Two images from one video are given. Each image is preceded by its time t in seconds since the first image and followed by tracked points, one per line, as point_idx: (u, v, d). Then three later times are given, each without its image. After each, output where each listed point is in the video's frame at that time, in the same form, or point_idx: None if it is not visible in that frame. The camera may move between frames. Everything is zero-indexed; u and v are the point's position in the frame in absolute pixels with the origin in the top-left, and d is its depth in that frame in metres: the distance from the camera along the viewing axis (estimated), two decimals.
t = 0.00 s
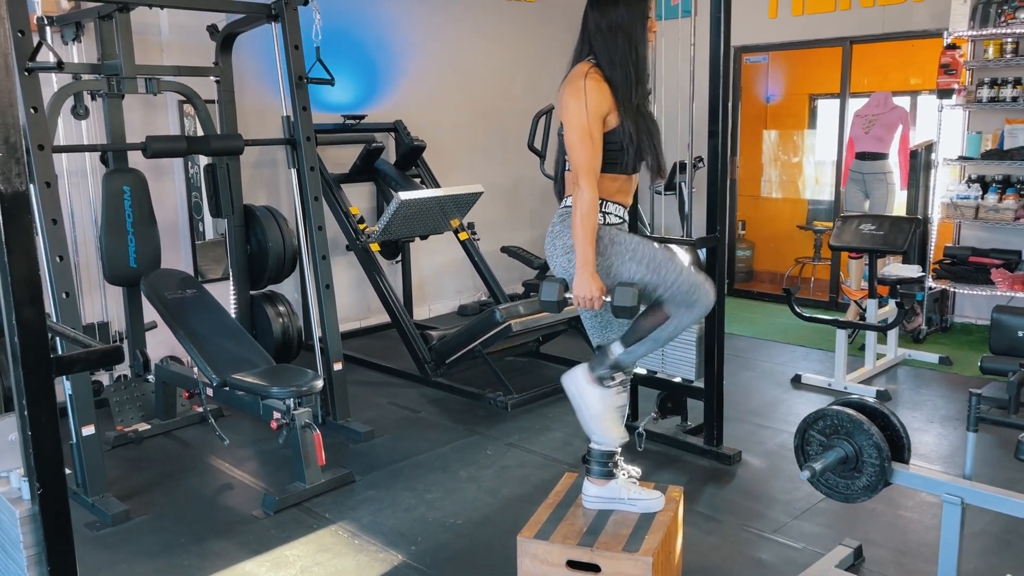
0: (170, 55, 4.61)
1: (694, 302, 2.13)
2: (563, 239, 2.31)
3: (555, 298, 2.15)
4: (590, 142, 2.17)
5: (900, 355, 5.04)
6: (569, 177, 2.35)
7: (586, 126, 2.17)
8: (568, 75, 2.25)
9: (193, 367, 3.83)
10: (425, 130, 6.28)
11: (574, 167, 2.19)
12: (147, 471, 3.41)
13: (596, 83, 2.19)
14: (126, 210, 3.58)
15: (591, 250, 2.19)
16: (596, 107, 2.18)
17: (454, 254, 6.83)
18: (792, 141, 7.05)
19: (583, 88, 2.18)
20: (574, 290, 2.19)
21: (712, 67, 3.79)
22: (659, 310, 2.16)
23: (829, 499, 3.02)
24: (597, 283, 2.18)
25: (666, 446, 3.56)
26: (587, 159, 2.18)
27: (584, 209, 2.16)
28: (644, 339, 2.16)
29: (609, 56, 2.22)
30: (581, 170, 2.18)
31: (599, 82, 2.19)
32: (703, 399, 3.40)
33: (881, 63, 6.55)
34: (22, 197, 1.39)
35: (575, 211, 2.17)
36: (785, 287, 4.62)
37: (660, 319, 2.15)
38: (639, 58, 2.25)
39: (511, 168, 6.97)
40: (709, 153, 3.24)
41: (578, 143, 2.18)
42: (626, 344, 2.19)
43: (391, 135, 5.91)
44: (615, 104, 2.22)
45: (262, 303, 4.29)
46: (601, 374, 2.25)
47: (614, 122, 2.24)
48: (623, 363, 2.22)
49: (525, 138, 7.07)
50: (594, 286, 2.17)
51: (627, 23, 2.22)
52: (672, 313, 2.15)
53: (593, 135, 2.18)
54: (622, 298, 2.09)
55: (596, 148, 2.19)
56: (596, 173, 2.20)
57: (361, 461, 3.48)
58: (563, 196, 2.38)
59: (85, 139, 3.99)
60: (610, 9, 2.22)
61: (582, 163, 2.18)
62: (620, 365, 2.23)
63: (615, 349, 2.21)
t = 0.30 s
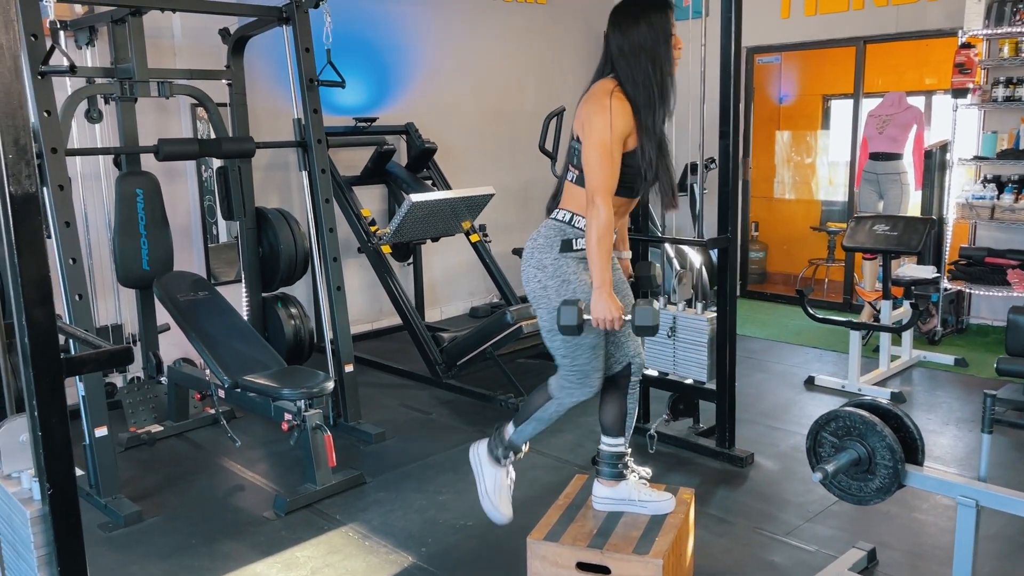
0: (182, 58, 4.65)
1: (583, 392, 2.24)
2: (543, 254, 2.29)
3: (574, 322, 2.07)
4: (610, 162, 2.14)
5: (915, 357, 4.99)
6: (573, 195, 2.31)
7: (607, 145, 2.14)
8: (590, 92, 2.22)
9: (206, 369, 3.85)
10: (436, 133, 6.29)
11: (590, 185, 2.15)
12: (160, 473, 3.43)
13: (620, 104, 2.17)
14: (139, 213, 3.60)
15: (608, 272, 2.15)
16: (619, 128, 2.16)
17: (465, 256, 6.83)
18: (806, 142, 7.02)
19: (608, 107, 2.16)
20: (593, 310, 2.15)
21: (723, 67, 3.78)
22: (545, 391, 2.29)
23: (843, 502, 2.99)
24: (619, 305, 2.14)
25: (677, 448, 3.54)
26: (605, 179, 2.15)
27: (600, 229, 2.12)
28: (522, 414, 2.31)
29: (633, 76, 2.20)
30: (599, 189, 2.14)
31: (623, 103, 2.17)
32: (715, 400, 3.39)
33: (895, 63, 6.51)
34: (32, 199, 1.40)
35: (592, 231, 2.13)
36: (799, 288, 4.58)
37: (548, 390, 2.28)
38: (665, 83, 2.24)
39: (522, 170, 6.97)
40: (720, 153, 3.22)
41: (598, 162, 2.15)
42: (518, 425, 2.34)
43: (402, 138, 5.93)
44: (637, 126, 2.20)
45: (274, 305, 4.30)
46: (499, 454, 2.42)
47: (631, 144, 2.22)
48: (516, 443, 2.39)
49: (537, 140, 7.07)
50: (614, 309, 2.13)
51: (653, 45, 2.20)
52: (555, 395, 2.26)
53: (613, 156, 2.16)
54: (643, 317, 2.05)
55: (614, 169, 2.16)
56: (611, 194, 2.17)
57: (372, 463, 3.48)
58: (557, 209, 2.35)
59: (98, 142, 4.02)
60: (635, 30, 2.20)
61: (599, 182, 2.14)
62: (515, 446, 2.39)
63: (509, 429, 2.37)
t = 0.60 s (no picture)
0: (193, 58, 4.66)
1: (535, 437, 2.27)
2: (514, 299, 2.15)
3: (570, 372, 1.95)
4: (597, 216, 2.03)
5: (929, 355, 4.94)
6: (551, 244, 2.18)
7: (594, 198, 2.02)
8: (579, 142, 2.10)
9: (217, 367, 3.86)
10: (446, 132, 6.28)
11: (573, 238, 2.03)
12: (171, 471, 3.44)
13: (610, 156, 2.06)
14: (149, 211, 3.60)
15: (597, 322, 2.05)
16: (608, 181, 2.04)
17: (476, 254, 6.82)
18: (818, 139, 6.96)
19: (597, 158, 2.04)
20: (586, 360, 2.07)
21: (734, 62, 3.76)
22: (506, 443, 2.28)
23: (856, 501, 2.96)
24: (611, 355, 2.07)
25: (688, 446, 3.52)
26: (592, 233, 2.03)
27: (585, 281, 2.02)
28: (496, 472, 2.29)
29: (622, 126, 2.08)
30: (582, 243, 2.02)
31: (610, 154, 2.05)
32: (726, 398, 3.36)
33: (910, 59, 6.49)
34: (39, 195, 1.40)
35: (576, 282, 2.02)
36: (811, 285, 4.54)
37: (509, 442, 2.26)
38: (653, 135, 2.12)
39: (532, 169, 6.95)
40: (731, 149, 3.20)
41: (583, 214, 2.02)
42: (505, 493, 2.30)
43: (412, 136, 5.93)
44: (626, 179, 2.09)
45: (285, 303, 4.31)
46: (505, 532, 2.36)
47: (617, 196, 2.10)
48: (515, 512, 2.33)
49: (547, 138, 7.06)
50: (608, 358, 2.06)
51: (641, 96, 2.08)
52: (513, 445, 2.27)
53: (601, 209, 2.04)
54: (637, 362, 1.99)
55: (599, 224, 2.04)
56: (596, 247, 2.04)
57: (381, 461, 3.48)
58: (532, 255, 2.21)
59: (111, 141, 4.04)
60: (623, 81, 2.08)
61: (583, 235, 2.02)
62: (512, 517, 2.33)
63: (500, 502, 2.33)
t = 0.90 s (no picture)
0: (202, 54, 4.67)
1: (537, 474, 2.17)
2: (498, 348, 2.09)
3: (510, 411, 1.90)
4: (550, 261, 1.96)
5: (942, 350, 4.90)
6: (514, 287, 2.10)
7: (545, 244, 1.95)
8: (527, 184, 2.02)
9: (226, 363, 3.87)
10: (455, 127, 6.27)
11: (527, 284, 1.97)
12: (181, 466, 3.45)
13: (559, 198, 1.97)
14: (159, 207, 3.60)
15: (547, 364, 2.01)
16: (560, 224, 1.96)
17: (485, 250, 6.82)
18: (829, 133, 6.89)
19: (547, 202, 1.95)
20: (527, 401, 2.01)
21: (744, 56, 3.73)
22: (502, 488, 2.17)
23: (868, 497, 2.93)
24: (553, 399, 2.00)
25: (699, 442, 3.50)
26: (547, 277, 1.96)
27: (540, 326, 1.96)
28: (488, 513, 2.20)
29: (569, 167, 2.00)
30: (536, 290, 1.95)
31: (560, 197, 1.96)
32: (736, 393, 3.35)
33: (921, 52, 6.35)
34: (45, 190, 1.40)
35: (530, 327, 1.97)
36: (822, 280, 4.50)
37: (507, 484, 2.16)
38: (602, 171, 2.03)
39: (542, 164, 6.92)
40: (741, 142, 3.17)
41: (535, 259, 1.95)
42: (493, 529, 2.23)
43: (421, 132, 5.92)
44: (577, 221, 1.99)
45: (294, 300, 4.32)
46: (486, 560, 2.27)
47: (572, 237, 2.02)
48: (500, 544, 2.26)
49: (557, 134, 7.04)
50: (550, 402, 1.99)
51: (587, 132, 1.99)
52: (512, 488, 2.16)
53: (553, 253, 1.96)
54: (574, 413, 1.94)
55: (553, 268, 1.97)
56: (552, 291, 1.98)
57: (390, 457, 3.48)
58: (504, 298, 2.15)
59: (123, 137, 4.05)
60: (569, 119, 1.98)
61: (536, 282, 1.95)
62: (497, 549, 2.26)
63: (486, 536, 2.25)
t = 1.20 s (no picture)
0: (209, 48, 4.67)
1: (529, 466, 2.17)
2: (480, 341, 2.11)
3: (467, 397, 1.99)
4: (510, 253, 1.94)
5: (954, 343, 4.85)
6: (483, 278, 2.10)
7: (506, 236, 1.94)
8: (493, 175, 2.01)
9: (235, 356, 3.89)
10: (463, 120, 6.25)
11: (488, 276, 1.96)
12: (189, 460, 3.46)
13: (521, 189, 1.96)
14: (167, 200, 3.60)
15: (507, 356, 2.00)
16: (522, 216, 1.95)
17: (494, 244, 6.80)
18: (840, 125, 6.81)
19: (507, 194, 1.94)
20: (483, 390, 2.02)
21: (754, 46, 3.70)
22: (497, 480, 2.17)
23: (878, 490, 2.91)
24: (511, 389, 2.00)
25: (707, 435, 3.49)
26: (508, 269, 1.95)
27: (501, 319, 1.96)
28: (487, 506, 2.21)
29: (532, 158, 1.97)
30: (496, 281, 1.95)
31: (522, 189, 1.95)
32: (746, 386, 3.33)
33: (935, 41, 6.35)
34: (49, 182, 1.39)
35: (490, 320, 1.97)
36: (832, 273, 4.46)
37: (500, 476, 2.16)
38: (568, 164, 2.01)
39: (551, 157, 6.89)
40: (750, 133, 3.15)
41: (495, 251, 1.95)
42: (494, 523, 2.23)
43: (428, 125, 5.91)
44: (539, 213, 1.97)
45: (302, 294, 4.32)
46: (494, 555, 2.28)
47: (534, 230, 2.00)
48: (503, 538, 2.25)
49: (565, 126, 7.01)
50: (504, 393, 1.99)
51: (552, 123, 1.97)
52: (506, 480, 2.16)
53: (513, 245, 1.95)
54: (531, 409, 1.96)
55: (515, 261, 1.96)
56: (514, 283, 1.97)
57: (397, 450, 3.48)
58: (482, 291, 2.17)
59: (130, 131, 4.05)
60: (536, 109, 1.97)
61: (496, 275, 1.95)
62: (501, 542, 2.25)
63: (489, 531, 2.25)
